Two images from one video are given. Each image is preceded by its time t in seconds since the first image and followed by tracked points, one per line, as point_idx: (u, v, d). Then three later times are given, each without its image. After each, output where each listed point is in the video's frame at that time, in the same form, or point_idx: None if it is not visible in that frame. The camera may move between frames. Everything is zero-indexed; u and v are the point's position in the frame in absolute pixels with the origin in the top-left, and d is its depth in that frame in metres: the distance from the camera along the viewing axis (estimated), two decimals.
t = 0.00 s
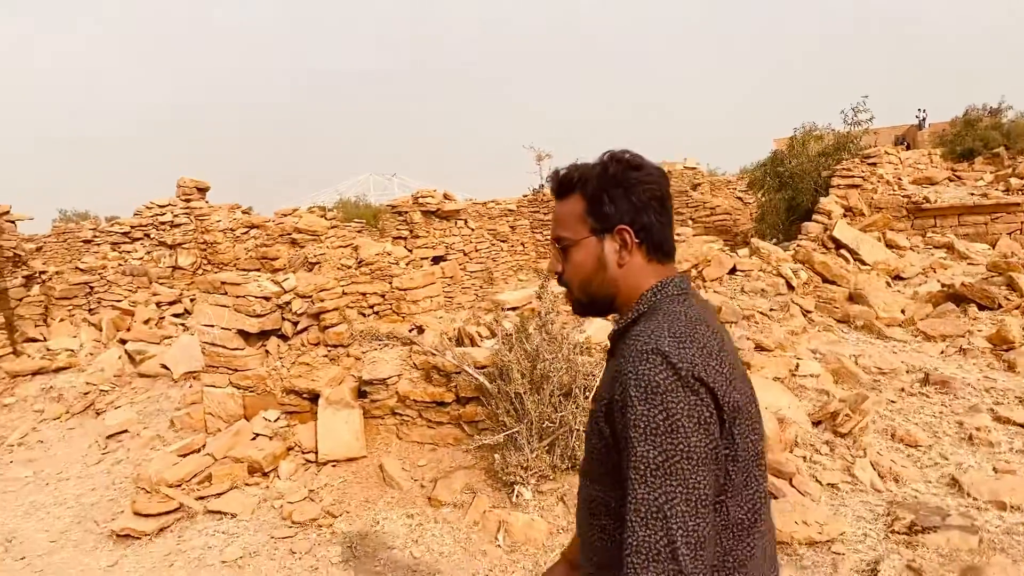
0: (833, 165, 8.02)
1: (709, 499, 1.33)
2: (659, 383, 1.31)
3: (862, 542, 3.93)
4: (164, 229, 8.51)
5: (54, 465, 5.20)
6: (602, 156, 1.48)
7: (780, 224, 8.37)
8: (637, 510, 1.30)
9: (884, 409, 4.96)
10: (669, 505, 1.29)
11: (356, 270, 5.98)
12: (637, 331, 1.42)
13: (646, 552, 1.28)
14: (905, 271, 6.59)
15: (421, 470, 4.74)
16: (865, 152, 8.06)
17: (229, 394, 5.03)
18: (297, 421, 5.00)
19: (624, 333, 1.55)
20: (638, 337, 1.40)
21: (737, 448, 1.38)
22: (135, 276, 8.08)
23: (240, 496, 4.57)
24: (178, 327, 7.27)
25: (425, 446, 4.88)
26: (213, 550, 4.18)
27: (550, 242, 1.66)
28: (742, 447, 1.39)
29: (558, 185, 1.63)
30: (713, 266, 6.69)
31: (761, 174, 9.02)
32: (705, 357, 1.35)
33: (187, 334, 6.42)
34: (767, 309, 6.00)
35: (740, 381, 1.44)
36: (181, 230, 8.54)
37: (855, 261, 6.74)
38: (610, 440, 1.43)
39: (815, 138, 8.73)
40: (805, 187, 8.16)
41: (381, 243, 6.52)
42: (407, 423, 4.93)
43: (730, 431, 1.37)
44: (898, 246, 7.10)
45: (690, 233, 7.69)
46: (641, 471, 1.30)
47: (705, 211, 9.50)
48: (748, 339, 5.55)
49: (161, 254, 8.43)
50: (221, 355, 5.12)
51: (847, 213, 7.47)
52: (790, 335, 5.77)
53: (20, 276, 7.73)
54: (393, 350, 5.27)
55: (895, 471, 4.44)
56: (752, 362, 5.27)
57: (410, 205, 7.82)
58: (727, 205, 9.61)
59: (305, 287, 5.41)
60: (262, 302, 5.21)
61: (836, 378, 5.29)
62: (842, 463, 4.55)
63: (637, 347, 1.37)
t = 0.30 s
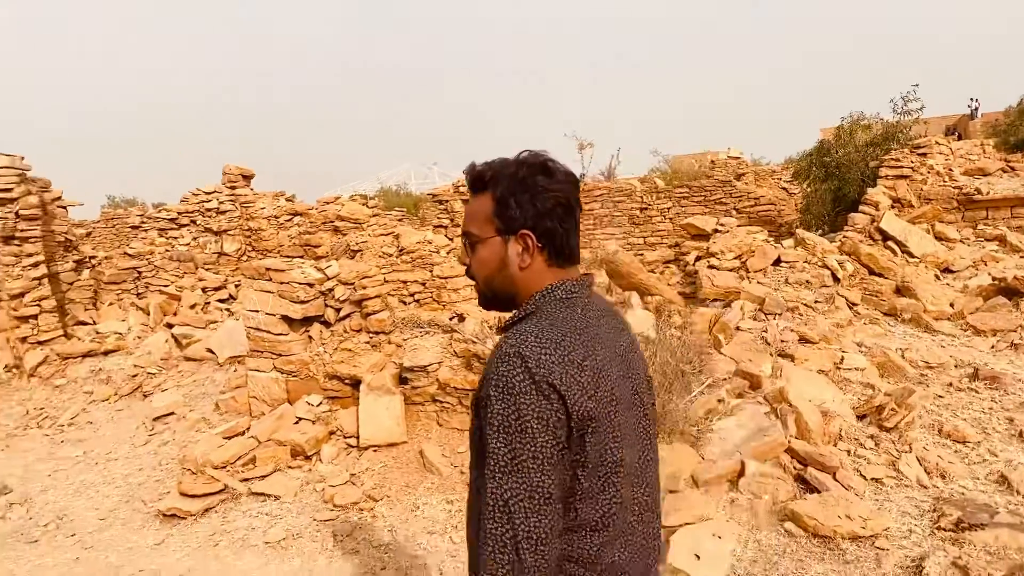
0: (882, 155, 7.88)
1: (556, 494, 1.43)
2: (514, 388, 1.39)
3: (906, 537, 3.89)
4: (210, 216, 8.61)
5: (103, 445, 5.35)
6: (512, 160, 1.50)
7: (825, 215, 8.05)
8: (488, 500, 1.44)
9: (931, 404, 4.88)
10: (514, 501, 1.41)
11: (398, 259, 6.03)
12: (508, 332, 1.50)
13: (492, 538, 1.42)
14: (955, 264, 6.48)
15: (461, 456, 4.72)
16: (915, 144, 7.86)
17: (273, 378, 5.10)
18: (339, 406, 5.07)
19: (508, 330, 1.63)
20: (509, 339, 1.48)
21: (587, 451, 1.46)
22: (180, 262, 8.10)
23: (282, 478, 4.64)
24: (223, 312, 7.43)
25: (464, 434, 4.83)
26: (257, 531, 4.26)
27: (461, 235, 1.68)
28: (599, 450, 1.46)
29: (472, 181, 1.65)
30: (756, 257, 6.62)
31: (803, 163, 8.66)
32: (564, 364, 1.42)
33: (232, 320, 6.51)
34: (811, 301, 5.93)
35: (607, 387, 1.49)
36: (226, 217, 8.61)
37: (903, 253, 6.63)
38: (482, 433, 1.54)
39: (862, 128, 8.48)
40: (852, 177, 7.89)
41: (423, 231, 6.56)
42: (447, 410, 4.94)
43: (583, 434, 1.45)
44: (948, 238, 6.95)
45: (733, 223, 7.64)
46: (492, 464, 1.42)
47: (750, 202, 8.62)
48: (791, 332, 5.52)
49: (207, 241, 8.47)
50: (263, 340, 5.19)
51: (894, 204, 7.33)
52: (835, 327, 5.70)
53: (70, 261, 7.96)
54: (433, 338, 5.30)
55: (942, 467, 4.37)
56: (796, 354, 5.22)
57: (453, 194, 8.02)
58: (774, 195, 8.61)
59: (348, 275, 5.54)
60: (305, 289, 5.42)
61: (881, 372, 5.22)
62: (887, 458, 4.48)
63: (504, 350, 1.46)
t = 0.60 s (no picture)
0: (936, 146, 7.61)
1: (458, 468, 1.43)
2: (430, 357, 1.41)
3: (955, 535, 3.84)
4: (258, 206, 8.39)
5: (155, 429, 5.52)
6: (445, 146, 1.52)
7: (874, 205, 8.02)
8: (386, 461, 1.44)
9: (982, 402, 4.79)
10: (409, 466, 1.40)
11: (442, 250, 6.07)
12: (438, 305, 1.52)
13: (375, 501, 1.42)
14: (1008, 259, 6.33)
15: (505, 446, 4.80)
16: (966, 137, 7.53)
17: (320, 365, 5.20)
18: (386, 394, 5.12)
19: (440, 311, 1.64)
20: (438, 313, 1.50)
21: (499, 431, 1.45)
22: (231, 250, 8.20)
23: (330, 464, 4.70)
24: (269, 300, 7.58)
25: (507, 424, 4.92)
26: (305, 514, 4.36)
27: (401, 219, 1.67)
28: (515, 430, 1.45)
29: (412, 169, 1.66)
30: (803, 250, 6.51)
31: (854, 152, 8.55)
32: (486, 342, 1.43)
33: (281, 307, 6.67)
34: (858, 295, 5.85)
35: (530, 374, 1.48)
36: (274, 206, 8.34)
37: (954, 247, 6.49)
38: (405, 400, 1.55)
39: (914, 118, 8.25)
40: (903, 169, 7.75)
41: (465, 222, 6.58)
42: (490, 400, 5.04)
43: (493, 413, 1.44)
44: (1002, 233, 6.77)
45: (780, 215, 7.53)
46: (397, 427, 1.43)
47: (797, 195, 8.21)
48: (839, 326, 5.45)
49: (254, 229, 8.35)
50: (313, 328, 5.36)
51: (946, 197, 7.16)
52: (883, 322, 5.63)
53: (122, 249, 8.18)
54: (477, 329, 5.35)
55: (993, 465, 4.29)
56: (842, 348, 5.17)
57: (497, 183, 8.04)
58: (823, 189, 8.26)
59: (394, 264, 5.60)
60: (352, 279, 5.53)
61: (930, 368, 5.15)
62: (936, 454, 4.42)
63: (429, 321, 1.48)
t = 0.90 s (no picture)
0: (998, 137, 7.32)
1: (467, 462, 1.45)
2: (438, 354, 1.42)
3: (1018, 537, 3.73)
4: (309, 194, 8.51)
5: (209, 415, 5.65)
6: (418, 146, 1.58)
7: (930, 198, 7.77)
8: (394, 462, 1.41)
9: None
10: (421, 462, 1.40)
11: (490, 241, 6.08)
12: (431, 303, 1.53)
13: (387, 503, 1.39)
14: None
15: (553, 438, 4.94)
16: None
17: (370, 353, 5.26)
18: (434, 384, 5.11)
19: (419, 310, 1.65)
20: (432, 310, 1.51)
21: (502, 419, 1.51)
22: (282, 239, 8.42)
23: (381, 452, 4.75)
24: (319, 289, 7.73)
25: (557, 414, 5.06)
26: (354, 501, 4.39)
27: (375, 219, 1.68)
28: (516, 415, 1.53)
29: (384, 171, 1.70)
30: (858, 244, 6.37)
31: (908, 143, 8.27)
32: (486, 335, 1.48)
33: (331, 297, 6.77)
34: (915, 290, 5.71)
35: (521, 364, 1.56)
36: (325, 195, 8.49)
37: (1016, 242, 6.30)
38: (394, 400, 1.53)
39: (974, 108, 7.96)
40: (961, 161, 7.48)
41: (513, 212, 6.56)
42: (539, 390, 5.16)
43: (497, 405, 1.50)
44: None
45: (835, 207, 7.41)
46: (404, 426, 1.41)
47: (851, 186, 8.07)
48: (895, 321, 5.33)
49: (305, 220, 8.45)
50: (362, 317, 5.33)
51: (1007, 189, 6.92)
52: (940, 318, 5.50)
53: (178, 237, 8.29)
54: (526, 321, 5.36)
55: None
56: (899, 344, 5.06)
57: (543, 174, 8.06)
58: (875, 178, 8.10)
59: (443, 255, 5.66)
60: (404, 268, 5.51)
61: (991, 365, 5.02)
62: (996, 454, 4.30)
63: (428, 319, 1.48)
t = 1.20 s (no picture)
0: None
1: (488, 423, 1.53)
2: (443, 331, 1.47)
3: None
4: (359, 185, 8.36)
5: (259, 402, 5.85)
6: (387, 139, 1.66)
7: (991, 193, 7.52)
8: (430, 446, 1.43)
9: None
10: (463, 431, 1.44)
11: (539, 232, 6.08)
12: (406, 293, 1.58)
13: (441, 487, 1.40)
14: None
15: (602, 431, 4.93)
16: None
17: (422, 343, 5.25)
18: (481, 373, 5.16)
19: (387, 305, 1.67)
20: (414, 298, 1.56)
21: (495, 386, 1.61)
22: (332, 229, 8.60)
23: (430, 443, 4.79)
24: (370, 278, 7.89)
25: (605, 408, 5.02)
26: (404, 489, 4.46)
27: (341, 211, 1.67)
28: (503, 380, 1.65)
29: (346, 166, 1.71)
30: (916, 238, 6.22)
31: (970, 135, 7.96)
32: (468, 309, 1.59)
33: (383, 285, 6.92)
34: (977, 286, 5.55)
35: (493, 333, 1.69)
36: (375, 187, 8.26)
37: None
38: (394, 394, 1.54)
39: None
40: None
41: (563, 203, 6.54)
42: (588, 383, 5.09)
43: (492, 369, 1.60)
44: None
45: (893, 200, 7.27)
46: (432, 404, 1.44)
47: (908, 178, 7.92)
48: (956, 318, 5.20)
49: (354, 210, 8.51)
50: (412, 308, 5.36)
51: None
52: (1004, 315, 5.33)
53: (231, 227, 8.42)
54: (576, 312, 5.37)
55: None
56: (960, 342, 4.92)
57: (592, 164, 7.95)
58: (933, 170, 7.97)
59: (493, 247, 5.65)
60: (453, 258, 5.67)
61: None
62: None
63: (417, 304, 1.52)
